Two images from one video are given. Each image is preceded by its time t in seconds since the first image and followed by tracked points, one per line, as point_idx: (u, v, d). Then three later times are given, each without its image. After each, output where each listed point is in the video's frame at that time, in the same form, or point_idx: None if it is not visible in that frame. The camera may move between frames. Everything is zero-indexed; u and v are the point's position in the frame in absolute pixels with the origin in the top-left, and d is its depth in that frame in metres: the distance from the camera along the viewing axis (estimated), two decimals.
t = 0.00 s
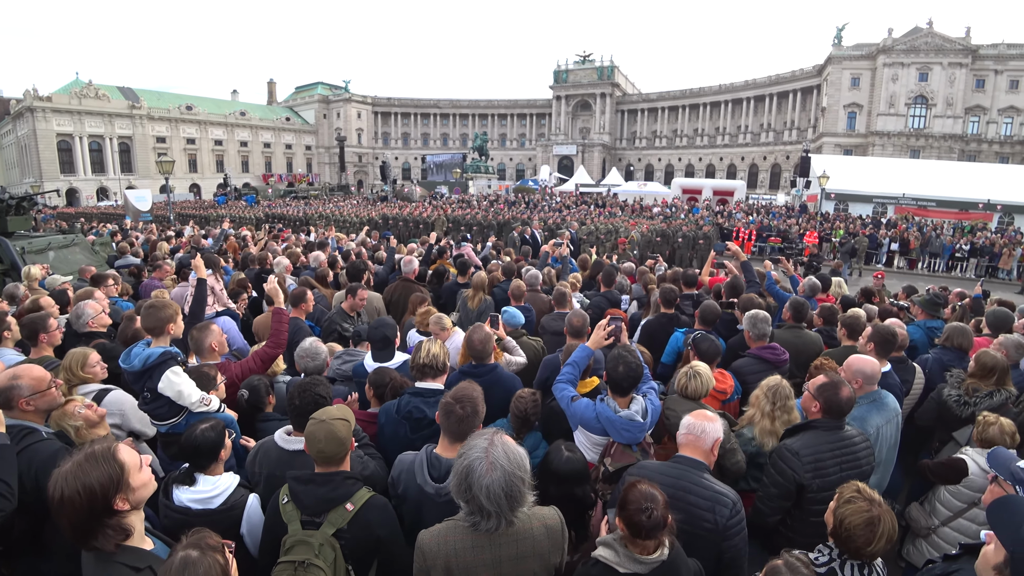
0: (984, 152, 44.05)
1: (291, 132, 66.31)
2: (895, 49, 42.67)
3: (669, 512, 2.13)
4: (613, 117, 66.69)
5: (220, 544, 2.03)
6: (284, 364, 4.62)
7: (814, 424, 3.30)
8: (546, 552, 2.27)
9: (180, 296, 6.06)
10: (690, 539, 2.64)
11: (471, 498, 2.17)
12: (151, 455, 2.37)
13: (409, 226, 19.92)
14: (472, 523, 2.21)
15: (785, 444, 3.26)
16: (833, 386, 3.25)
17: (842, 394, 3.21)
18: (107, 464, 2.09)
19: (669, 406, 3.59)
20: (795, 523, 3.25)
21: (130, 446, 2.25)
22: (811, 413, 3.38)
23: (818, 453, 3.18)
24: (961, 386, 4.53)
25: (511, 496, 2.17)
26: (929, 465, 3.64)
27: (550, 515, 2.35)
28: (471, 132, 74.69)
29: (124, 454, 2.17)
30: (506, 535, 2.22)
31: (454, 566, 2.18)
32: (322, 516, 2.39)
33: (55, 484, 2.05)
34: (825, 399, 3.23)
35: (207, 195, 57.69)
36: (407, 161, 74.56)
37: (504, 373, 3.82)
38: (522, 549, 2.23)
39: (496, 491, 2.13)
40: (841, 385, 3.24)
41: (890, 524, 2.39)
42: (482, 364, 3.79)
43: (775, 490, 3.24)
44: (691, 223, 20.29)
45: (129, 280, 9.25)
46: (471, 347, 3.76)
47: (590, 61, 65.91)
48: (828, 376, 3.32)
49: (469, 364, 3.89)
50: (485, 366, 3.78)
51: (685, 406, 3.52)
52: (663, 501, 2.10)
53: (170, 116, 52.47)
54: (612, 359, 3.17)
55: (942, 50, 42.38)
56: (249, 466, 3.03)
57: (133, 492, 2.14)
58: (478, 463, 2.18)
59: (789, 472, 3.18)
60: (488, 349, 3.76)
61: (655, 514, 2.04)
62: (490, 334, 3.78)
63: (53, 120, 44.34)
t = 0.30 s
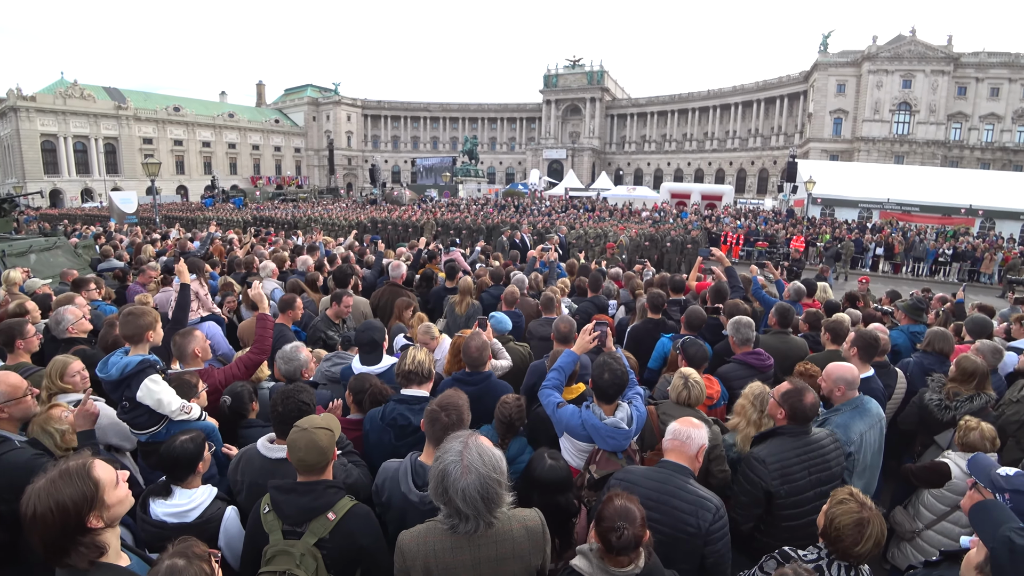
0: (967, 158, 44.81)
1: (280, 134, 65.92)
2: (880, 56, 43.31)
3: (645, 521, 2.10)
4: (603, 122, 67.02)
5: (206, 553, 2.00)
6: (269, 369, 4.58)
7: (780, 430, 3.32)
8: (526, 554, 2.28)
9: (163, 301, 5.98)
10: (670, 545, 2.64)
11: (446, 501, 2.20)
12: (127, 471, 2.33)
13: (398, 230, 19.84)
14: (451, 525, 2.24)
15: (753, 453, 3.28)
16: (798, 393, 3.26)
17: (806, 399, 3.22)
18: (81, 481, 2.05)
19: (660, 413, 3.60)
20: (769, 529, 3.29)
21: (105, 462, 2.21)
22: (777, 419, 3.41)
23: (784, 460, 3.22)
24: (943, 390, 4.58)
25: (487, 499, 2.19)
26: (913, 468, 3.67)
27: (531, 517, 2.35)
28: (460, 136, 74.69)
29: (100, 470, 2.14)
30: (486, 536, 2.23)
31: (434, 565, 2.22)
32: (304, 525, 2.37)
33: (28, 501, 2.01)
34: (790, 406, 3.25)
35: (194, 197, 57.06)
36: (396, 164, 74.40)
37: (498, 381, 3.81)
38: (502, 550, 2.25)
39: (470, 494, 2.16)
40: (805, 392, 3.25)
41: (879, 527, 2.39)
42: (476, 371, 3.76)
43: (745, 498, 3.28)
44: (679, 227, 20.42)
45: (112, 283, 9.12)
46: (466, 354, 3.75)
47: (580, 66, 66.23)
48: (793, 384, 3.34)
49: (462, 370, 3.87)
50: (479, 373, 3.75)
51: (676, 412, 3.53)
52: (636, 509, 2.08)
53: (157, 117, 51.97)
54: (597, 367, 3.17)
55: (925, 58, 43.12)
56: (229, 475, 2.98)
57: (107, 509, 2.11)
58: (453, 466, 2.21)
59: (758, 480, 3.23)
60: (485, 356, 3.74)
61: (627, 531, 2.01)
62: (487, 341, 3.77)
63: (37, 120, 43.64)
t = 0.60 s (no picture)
0: (946, 165, 45.78)
1: (266, 135, 65.42)
2: (863, 64, 44.09)
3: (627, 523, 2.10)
4: (590, 126, 67.43)
5: (184, 551, 1.98)
6: (253, 371, 4.53)
7: (756, 422, 3.37)
8: (514, 557, 2.29)
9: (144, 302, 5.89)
10: (657, 548, 2.65)
11: (433, 505, 2.20)
12: (109, 476, 2.29)
13: (385, 232, 19.77)
14: (438, 528, 2.24)
15: (728, 443, 3.32)
16: (773, 386, 3.31)
17: (780, 392, 3.27)
18: (63, 486, 2.02)
19: (646, 416, 3.61)
20: (742, 519, 3.32)
21: (87, 467, 2.18)
22: (753, 410, 3.45)
23: (757, 450, 3.26)
24: (923, 393, 4.67)
25: (475, 502, 2.19)
26: (896, 472, 3.71)
27: (519, 519, 2.36)
28: (448, 138, 74.66)
29: (82, 475, 2.10)
30: (473, 538, 2.23)
31: (420, 565, 2.21)
32: (290, 527, 2.35)
33: (6, 504, 1.96)
34: (765, 398, 3.30)
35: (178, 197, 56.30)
36: (384, 166, 74.19)
37: (488, 384, 3.82)
38: (489, 553, 2.24)
39: (458, 497, 2.16)
40: (781, 385, 3.30)
41: (858, 528, 2.43)
42: (464, 374, 3.75)
43: (719, 488, 3.29)
44: (665, 232, 20.60)
45: (93, 284, 8.97)
46: (456, 356, 3.73)
47: (568, 70, 66.61)
48: (769, 376, 3.39)
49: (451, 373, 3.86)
50: (467, 376, 3.74)
51: (664, 415, 3.55)
52: (617, 513, 2.07)
53: (141, 116, 51.36)
54: (585, 370, 3.16)
55: (906, 66, 43.99)
56: (212, 477, 2.94)
57: (89, 515, 2.09)
58: (440, 470, 2.20)
59: (732, 470, 3.24)
60: (474, 360, 3.73)
61: (607, 535, 2.01)
62: (477, 345, 3.77)
63: (17, 117, 42.80)
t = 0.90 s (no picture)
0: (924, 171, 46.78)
1: (250, 135, 64.74)
2: (844, 72, 44.88)
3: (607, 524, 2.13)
4: (576, 129, 67.75)
5: (146, 555, 1.95)
6: (231, 374, 4.47)
7: (738, 414, 3.42)
8: (498, 559, 2.29)
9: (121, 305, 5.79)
10: (638, 548, 2.67)
11: (421, 505, 2.20)
12: (79, 483, 2.26)
13: (370, 234, 19.68)
14: (423, 527, 2.24)
15: (709, 435, 3.35)
16: (757, 378, 3.35)
17: (764, 385, 3.32)
18: (32, 493, 1.98)
19: (627, 416, 3.64)
20: (721, 509, 3.37)
21: (56, 474, 2.14)
22: (735, 403, 3.50)
23: (738, 444, 3.30)
24: (899, 392, 4.76)
25: (461, 505, 2.20)
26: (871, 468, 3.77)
27: (503, 520, 2.36)
28: (434, 140, 74.53)
29: (52, 482, 2.07)
30: (458, 539, 2.23)
31: (403, 565, 2.21)
32: (267, 529, 2.34)
33: None
34: (748, 390, 3.34)
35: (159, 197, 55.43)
36: (369, 167, 73.83)
37: (469, 384, 3.82)
38: (473, 553, 2.25)
39: (446, 499, 2.16)
40: (764, 378, 3.34)
41: (827, 528, 2.48)
42: (447, 375, 3.76)
43: (698, 478, 3.31)
44: (650, 235, 20.79)
45: (69, 285, 8.80)
46: (439, 357, 3.72)
47: (554, 74, 66.90)
48: (753, 369, 3.43)
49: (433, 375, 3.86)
50: (450, 377, 3.75)
51: (644, 415, 3.58)
52: (598, 516, 2.08)
53: (121, 114, 50.52)
54: (566, 371, 3.17)
55: (886, 75, 44.94)
56: (188, 483, 2.90)
57: (58, 523, 2.06)
58: (430, 471, 2.20)
59: (711, 461, 3.28)
60: (457, 362, 3.73)
61: (590, 539, 2.02)
62: (460, 346, 3.78)
63: None
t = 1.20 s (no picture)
0: (896, 172, 47.97)
1: (226, 135, 63.71)
2: (819, 75, 45.84)
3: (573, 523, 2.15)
4: (557, 131, 68.01)
5: (103, 562, 1.95)
6: (202, 378, 4.43)
7: (704, 418, 3.46)
8: (465, 557, 2.31)
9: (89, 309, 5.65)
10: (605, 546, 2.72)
11: (386, 505, 2.21)
12: (39, 490, 2.24)
13: (348, 236, 19.50)
14: (390, 528, 2.25)
15: (677, 441, 3.40)
16: (720, 381, 3.42)
17: (727, 388, 3.39)
18: None
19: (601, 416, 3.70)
20: (691, 510, 3.44)
21: (16, 481, 2.11)
22: (701, 406, 3.56)
23: (705, 446, 3.36)
24: (868, 388, 4.88)
25: (427, 503, 2.21)
26: (842, 464, 3.89)
27: (471, 519, 2.38)
28: (414, 141, 74.21)
29: (11, 490, 2.04)
30: (425, 539, 2.25)
31: (371, 568, 2.22)
32: (235, 532, 2.33)
33: None
34: (713, 394, 3.41)
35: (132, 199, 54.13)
36: (348, 168, 73.20)
37: (443, 387, 3.83)
38: (440, 553, 2.27)
39: (411, 498, 2.18)
40: (727, 380, 3.42)
41: (784, 526, 2.57)
42: (421, 377, 3.76)
43: (668, 482, 3.37)
44: (629, 235, 20.97)
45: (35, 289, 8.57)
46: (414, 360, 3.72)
47: (534, 75, 67.10)
48: (716, 373, 3.51)
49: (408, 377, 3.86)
50: (424, 379, 3.75)
51: (617, 415, 3.63)
52: (563, 514, 2.11)
53: (92, 113, 49.29)
54: (537, 372, 3.20)
55: (859, 79, 46.00)
56: (155, 491, 2.87)
57: (19, 531, 2.03)
58: (394, 470, 2.22)
59: (679, 465, 3.34)
60: (433, 364, 3.72)
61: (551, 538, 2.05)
62: (434, 348, 3.77)
63: None
